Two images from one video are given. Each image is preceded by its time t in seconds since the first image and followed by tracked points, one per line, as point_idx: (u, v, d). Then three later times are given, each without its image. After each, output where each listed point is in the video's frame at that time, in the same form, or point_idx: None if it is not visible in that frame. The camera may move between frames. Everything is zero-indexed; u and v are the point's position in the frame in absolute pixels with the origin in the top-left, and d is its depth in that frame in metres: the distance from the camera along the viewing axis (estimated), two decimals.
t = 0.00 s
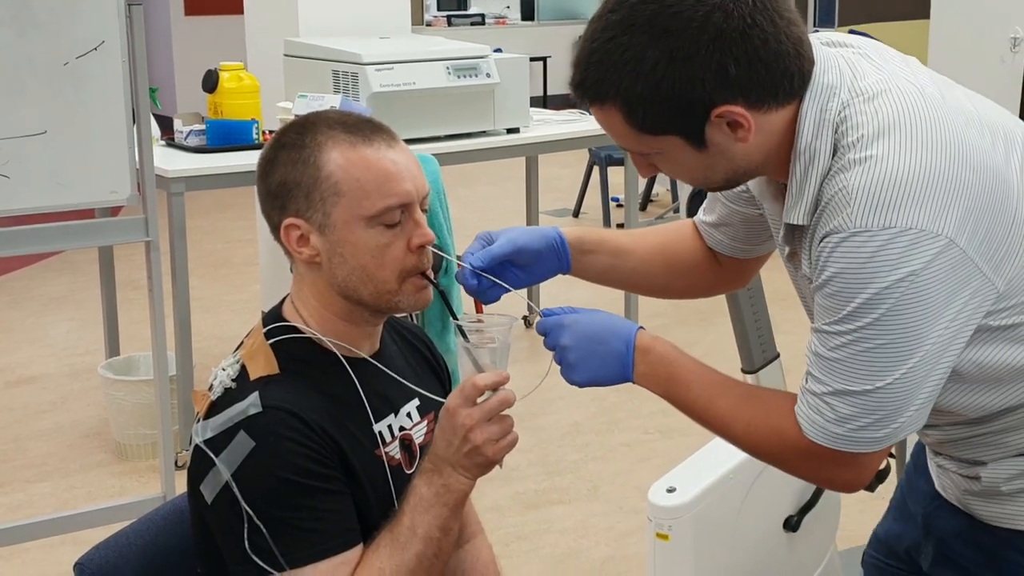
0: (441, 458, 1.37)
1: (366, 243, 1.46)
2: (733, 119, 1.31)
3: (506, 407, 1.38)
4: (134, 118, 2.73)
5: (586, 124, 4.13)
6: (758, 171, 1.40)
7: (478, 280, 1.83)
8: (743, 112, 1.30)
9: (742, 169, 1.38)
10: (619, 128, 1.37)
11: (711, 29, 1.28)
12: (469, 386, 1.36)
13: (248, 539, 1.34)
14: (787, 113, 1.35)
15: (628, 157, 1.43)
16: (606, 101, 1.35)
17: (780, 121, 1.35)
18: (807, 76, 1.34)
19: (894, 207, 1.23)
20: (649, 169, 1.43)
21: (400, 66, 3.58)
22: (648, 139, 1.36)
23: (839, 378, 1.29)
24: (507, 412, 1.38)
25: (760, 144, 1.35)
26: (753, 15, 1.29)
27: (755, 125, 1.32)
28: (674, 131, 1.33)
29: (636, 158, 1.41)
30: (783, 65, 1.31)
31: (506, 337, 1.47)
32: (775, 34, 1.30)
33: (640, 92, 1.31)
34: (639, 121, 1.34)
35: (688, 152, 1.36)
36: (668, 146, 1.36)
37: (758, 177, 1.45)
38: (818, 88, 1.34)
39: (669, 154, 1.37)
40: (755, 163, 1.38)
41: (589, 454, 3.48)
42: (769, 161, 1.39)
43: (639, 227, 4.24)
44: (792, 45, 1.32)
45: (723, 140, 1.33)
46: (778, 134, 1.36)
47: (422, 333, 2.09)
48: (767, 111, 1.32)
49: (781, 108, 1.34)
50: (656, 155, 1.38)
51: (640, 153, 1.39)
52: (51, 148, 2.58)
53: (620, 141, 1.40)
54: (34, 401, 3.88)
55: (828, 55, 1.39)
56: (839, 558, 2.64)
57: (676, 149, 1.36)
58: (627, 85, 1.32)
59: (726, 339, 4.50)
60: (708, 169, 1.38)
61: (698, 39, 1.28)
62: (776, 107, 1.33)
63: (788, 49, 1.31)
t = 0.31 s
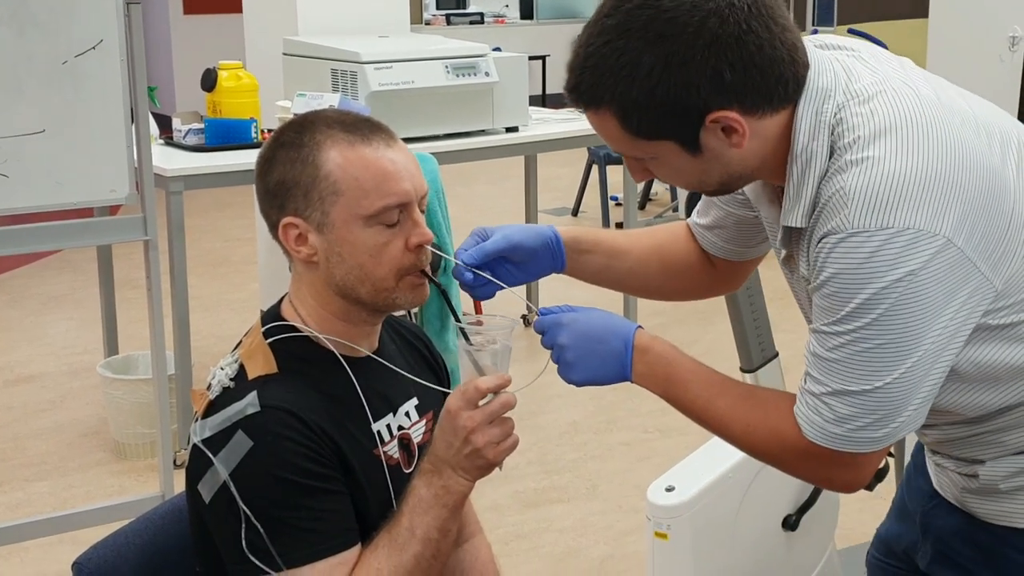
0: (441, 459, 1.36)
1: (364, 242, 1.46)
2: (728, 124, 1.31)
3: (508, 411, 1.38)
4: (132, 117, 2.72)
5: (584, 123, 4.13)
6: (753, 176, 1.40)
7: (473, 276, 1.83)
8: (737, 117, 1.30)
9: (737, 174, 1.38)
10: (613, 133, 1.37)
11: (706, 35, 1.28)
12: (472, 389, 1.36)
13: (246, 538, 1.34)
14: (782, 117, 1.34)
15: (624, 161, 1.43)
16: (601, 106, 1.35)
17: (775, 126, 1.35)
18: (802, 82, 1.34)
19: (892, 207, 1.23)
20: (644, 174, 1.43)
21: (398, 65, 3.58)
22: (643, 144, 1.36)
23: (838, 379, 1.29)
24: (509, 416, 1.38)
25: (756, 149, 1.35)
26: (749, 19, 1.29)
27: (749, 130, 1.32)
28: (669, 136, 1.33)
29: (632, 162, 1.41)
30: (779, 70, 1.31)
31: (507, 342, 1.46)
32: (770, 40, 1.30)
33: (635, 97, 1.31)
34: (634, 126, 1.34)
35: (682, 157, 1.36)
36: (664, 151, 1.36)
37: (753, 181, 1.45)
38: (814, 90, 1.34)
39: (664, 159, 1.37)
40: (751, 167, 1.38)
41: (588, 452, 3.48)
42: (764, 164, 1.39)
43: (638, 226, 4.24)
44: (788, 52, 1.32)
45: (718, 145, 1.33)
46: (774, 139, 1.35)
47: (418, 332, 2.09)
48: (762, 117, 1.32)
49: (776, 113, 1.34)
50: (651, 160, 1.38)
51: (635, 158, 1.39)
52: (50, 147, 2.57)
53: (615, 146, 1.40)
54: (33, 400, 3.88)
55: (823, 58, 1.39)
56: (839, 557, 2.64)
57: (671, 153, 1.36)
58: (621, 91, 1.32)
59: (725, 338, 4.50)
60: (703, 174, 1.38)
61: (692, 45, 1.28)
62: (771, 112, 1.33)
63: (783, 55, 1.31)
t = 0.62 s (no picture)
0: (445, 464, 1.35)
1: (364, 241, 1.46)
2: (723, 126, 1.31)
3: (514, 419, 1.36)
4: (132, 115, 2.72)
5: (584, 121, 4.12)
6: (749, 178, 1.40)
7: (473, 275, 1.82)
8: (732, 120, 1.30)
9: (733, 177, 1.38)
10: (609, 134, 1.37)
11: (701, 38, 1.28)
12: (482, 399, 1.33)
13: (243, 537, 1.34)
14: (780, 119, 1.35)
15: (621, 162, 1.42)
16: (596, 108, 1.35)
17: (771, 127, 1.34)
18: (797, 85, 1.34)
19: (890, 208, 1.23)
20: (640, 177, 1.43)
21: (398, 62, 3.58)
22: (638, 147, 1.36)
23: (838, 380, 1.29)
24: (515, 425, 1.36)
25: (751, 152, 1.35)
26: (745, 21, 1.29)
27: (745, 132, 1.32)
28: (664, 138, 1.33)
29: (629, 163, 1.41)
30: (774, 72, 1.31)
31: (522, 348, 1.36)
32: (765, 42, 1.30)
33: (630, 100, 1.31)
34: (629, 129, 1.34)
35: (678, 160, 1.36)
36: (659, 153, 1.36)
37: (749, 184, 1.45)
38: (811, 91, 1.34)
39: (660, 162, 1.37)
40: (747, 169, 1.37)
41: (588, 450, 3.48)
42: (761, 167, 1.39)
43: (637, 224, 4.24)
44: (782, 56, 1.32)
45: (713, 147, 1.33)
46: (770, 141, 1.35)
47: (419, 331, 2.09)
48: (757, 119, 1.32)
49: (771, 116, 1.34)
50: (647, 162, 1.38)
51: (632, 160, 1.39)
52: (49, 145, 2.57)
53: (611, 148, 1.40)
54: (33, 398, 3.88)
55: (818, 59, 1.39)
56: (838, 555, 2.64)
57: (666, 156, 1.36)
58: (617, 92, 1.32)
59: (725, 336, 4.50)
60: (698, 177, 1.38)
61: (686, 49, 1.28)
62: (767, 115, 1.33)
63: (778, 58, 1.31)
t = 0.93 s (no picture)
0: (455, 491, 1.35)
1: (365, 239, 1.46)
2: (723, 120, 1.30)
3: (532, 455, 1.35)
4: (132, 114, 2.72)
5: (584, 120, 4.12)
6: (750, 174, 1.40)
7: (474, 274, 1.86)
8: (732, 114, 1.30)
9: (733, 172, 1.37)
10: (609, 130, 1.36)
11: (700, 32, 1.28)
12: (495, 431, 1.33)
13: (238, 537, 1.34)
14: (780, 114, 1.34)
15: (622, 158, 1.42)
16: (596, 103, 1.35)
17: (771, 122, 1.34)
18: (798, 80, 1.34)
19: (889, 203, 1.23)
20: (641, 173, 1.42)
21: (398, 61, 3.58)
22: (638, 141, 1.35)
23: (838, 376, 1.29)
24: (531, 463, 1.35)
25: (752, 147, 1.35)
26: (744, 16, 1.29)
27: (745, 127, 1.32)
28: (664, 133, 1.33)
29: (629, 159, 1.41)
30: (773, 67, 1.31)
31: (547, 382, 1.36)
32: (765, 37, 1.30)
33: (630, 95, 1.31)
34: (629, 123, 1.33)
35: (678, 155, 1.36)
36: (659, 149, 1.35)
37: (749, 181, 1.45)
38: (810, 87, 1.33)
39: (660, 158, 1.37)
40: (748, 164, 1.37)
41: (588, 449, 3.48)
42: (762, 163, 1.38)
43: (638, 223, 4.24)
44: (782, 49, 1.32)
45: (713, 142, 1.33)
46: (770, 136, 1.35)
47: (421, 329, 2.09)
48: (757, 113, 1.32)
49: (771, 111, 1.33)
50: (647, 158, 1.38)
51: (632, 156, 1.39)
52: (49, 145, 2.57)
53: (611, 143, 1.39)
54: (33, 397, 3.88)
55: (819, 56, 1.39)
56: (839, 554, 2.64)
57: (667, 151, 1.35)
58: (616, 87, 1.32)
59: (725, 335, 4.49)
60: (699, 172, 1.37)
61: (685, 42, 1.28)
62: (767, 109, 1.33)
63: (778, 53, 1.31)
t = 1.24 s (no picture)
0: (454, 501, 1.35)
1: (368, 237, 1.46)
2: (725, 112, 1.30)
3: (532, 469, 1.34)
4: (133, 114, 2.72)
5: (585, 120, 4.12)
6: (752, 172, 1.39)
7: (476, 275, 1.87)
8: (733, 106, 1.29)
9: (735, 168, 1.36)
10: (611, 125, 1.36)
11: (702, 21, 1.28)
12: (495, 444, 1.32)
13: (236, 539, 1.34)
14: (782, 108, 1.34)
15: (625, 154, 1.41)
16: (599, 96, 1.34)
17: (773, 116, 1.34)
18: (796, 64, 1.34)
19: (891, 201, 1.23)
20: (642, 171, 1.41)
21: (399, 61, 3.58)
22: (640, 136, 1.34)
23: (842, 375, 1.29)
24: (531, 476, 1.34)
25: (754, 140, 1.34)
26: (745, 10, 1.29)
27: (747, 120, 1.32)
28: (666, 127, 1.32)
29: (632, 154, 1.40)
30: (774, 59, 1.30)
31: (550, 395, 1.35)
32: (766, 28, 1.30)
33: (633, 87, 1.30)
34: (631, 117, 1.32)
35: (680, 150, 1.35)
36: (661, 144, 1.35)
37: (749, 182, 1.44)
38: (811, 87, 1.34)
39: (663, 153, 1.36)
40: (750, 160, 1.37)
41: (588, 449, 3.47)
42: (763, 159, 1.38)
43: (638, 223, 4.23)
44: (783, 40, 1.32)
45: (715, 135, 1.32)
46: (772, 130, 1.35)
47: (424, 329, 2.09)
48: (760, 106, 1.32)
49: (772, 105, 1.33)
50: (650, 152, 1.37)
51: (634, 152, 1.38)
52: (50, 145, 2.57)
53: (613, 138, 1.39)
54: (33, 397, 3.88)
55: (819, 56, 1.39)
56: (840, 554, 2.63)
57: (669, 145, 1.34)
58: (619, 79, 1.31)
59: (726, 335, 4.49)
60: (701, 167, 1.37)
61: (688, 33, 1.28)
62: (768, 103, 1.33)
63: (780, 45, 1.31)
